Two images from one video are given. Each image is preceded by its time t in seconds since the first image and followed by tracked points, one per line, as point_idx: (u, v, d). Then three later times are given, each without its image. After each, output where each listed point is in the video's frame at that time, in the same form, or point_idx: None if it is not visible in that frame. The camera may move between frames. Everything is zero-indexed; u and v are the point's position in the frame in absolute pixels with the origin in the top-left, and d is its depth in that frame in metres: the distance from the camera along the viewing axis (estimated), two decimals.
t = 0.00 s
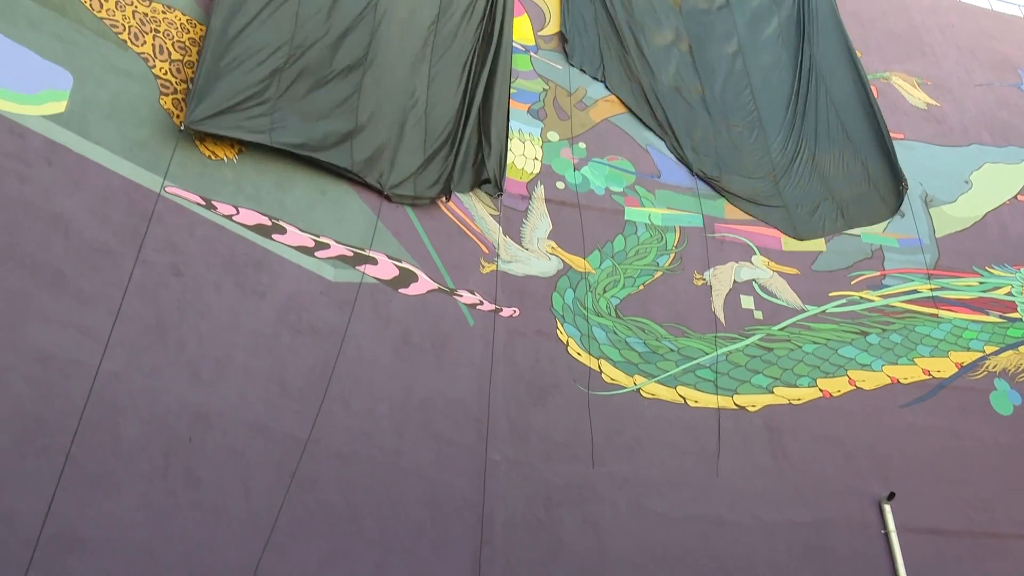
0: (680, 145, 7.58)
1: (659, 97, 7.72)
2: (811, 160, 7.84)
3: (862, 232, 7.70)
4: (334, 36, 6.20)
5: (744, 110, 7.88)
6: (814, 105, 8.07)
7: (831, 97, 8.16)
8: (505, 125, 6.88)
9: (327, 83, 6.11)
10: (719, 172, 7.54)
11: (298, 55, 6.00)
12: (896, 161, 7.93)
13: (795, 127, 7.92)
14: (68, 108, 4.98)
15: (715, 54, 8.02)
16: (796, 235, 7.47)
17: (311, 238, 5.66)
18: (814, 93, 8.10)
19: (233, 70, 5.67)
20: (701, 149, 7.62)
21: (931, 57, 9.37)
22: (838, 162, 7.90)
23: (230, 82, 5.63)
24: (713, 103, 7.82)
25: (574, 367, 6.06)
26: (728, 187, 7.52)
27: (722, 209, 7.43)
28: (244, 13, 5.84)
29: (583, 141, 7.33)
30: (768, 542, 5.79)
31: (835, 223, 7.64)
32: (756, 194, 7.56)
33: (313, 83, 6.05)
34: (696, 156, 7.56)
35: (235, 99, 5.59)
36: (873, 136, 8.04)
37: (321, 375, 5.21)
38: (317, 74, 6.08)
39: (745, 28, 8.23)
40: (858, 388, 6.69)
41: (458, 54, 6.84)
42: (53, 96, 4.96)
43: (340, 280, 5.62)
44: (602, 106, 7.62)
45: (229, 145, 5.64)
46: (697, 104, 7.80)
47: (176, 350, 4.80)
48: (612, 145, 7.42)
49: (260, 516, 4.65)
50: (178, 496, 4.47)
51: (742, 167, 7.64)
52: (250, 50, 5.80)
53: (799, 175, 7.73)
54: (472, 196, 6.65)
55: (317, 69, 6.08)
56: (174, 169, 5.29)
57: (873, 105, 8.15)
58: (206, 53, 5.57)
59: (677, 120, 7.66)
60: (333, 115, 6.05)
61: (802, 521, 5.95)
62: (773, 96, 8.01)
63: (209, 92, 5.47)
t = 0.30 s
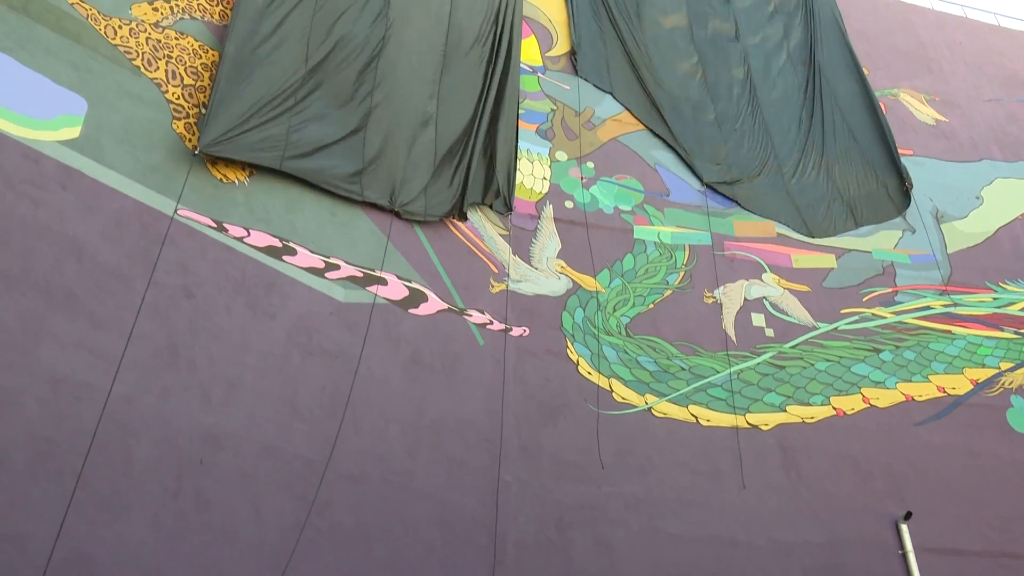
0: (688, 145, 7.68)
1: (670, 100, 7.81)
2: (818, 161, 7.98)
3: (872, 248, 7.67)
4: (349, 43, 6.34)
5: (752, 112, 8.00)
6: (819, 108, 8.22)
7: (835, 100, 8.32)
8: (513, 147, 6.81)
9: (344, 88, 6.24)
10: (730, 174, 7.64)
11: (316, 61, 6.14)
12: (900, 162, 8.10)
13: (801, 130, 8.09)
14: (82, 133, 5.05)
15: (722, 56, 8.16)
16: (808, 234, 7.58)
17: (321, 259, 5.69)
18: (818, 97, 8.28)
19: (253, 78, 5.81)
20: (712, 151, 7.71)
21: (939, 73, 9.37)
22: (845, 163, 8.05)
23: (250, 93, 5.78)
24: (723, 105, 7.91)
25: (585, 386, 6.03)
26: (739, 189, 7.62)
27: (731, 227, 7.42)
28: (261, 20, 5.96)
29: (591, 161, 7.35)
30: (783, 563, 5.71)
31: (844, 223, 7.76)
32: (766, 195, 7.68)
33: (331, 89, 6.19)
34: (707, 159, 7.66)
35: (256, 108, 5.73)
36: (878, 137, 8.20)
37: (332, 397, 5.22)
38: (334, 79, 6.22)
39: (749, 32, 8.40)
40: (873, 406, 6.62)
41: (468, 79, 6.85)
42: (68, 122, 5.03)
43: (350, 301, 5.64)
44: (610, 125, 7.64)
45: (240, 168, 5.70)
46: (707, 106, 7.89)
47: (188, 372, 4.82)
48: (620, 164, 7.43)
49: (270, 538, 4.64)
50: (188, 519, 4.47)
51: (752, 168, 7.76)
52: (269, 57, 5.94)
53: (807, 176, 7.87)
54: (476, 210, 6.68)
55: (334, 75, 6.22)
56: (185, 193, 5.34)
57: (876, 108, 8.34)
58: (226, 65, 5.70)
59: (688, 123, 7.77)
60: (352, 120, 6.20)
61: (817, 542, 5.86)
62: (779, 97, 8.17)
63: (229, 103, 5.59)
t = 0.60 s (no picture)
0: (692, 151, 7.83)
1: (673, 109, 7.98)
2: (824, 164, 8.04)
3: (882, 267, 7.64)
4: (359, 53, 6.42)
5: (756, 117, 8.10)
6: (823, 112, 8.31)
7: (838, 104, 8.40)
8: (520, 174, 6.94)
9: (355, 96, 6.31)
10: (734, 179, 7.78)
11: (326, 68, 6.22)
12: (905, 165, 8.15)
13: (808, 132, 8.12)
14: (95, 159, 5.11)
15: (725, 67, 8.28)
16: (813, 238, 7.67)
17: (331, 282, 5.72)
18: (823, 101, 8.34)
19: (266, 88, 5.86)
20: (716, 157, 7.86)
21: (947, 92, 9.38)
22: (850, 165, 8.10)
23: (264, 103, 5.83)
24: (726, 112, 8.07)
25: (595, 408, 6.01)
26: (743, 193, 7.75)
27: (740, 247, 7.41)
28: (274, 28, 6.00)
29: (599, 183, 7.38)
30: None
31: (850, 226, 7.83)
32: (771, 201, 7.77)
33: (341, 95, 6.25)
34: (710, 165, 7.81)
35: (269, 112, 5.82)
36: (882, 140, 8.26)
37: (341, 421, 5.21)
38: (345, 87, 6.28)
39: (753, 41, 8.49)
40: (886, 427, 6.55)
41: (475, 100, 6.92)
42: (82, 149, 5.09)
43: (360, 323, 5.66)
44: (617, 147, 7.68)
45: (251, 193, 5.75)
46: (710, 113, 8.05)
47: (198, 396, 4.83)
48: (628, 185, 7.45)
49: (280, 564, 4.62)
50: (198, 544, 4.45)
51: (757, 173, 7.87)
52: (281, 65, 6.00)
53: (813, 179, 7.94)
54: (484, 231, 6.71)
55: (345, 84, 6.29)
56: (197, 218, 5.39)
57: (879, 112, 8.41)
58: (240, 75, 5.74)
59: (691, 130, 7.93)
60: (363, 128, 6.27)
61: (834, 565, 5.74)
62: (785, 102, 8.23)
63: (243, 112, 5.67)
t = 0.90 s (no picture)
0: (701, 154, 7.98)
1: (682, 113, 8.15)
2: (827, 167, 8.27)
3: (891, 285, 7.61)
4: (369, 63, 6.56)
5: (761, 122, 8.33)
6: (824, 118, 8.58)
7: (837, 111, 8.69)
8: (527, 194, 6.96)
9: (369, 101, 6.45)
10: (742, 181, 7.93)
11: (344, 71, 6.40)
12: (905, 167, 8.38)
13: (809, 138, 8.39)
14: (106, 182, 5.16)
15: (728, 75, 8.53)
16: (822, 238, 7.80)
17: (339, 302, 5.73)
18: (823, 108, 8.64)
19: (286, 91, 6.03)
20: (724, 160, 8.02)
21: (952, 110, 9.39)
22: (852, 168, 8.33)
23: (280, 113, 5.96)
24: (732, 117, 8.27)
25: (604, 428, 5.97)
26: (752, 195, 7.90)
27: (748, 266, 7.39)
28: (286, 40, 6.14)
29: (606, 202, 7.39)
30: None
31: (855, 227, 7.99)
32: (778, 208, 7.90)
33: (359, 96, 6.41)
34: (719, 167, 7.95)
35: (290, 114, 6.00)
36: (882, 145, 8.53)
37: (348, 442, 5.20)
38: (358, 95, 6.41)
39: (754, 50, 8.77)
40: (898, 447, 6.49)
41: (479, 107, 7.01)
42: (92, 172, 5.13)
43: (368, 343, 5.66)
44: (624, 167, 7.69)
45: (260, 215, 5.77)
46: (717, 118, 8.23)
47: (206, 417, 4.83)
48: (635, 204, 7.47)
49: None
50: (204, 567, 4.43)
51: (763, 176, 8.03)
52: (296, 75, 6.12)
53: (816, 182, 8.16)
54: (491, 250, 6.70)
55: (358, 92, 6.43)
56: (206, 239, 5.41)
57: (878, 117, 8.69)
58: (255, 86, 5.86)
59: (700, 134, 8.10)
60: (378, 132, 6.41)
61: None
62: (785, 109, 8.48)
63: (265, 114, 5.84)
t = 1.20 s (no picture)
0: (706, 158, 8.12)
1: (686, 119, 8.30)
2: (827, 172, 8.44)
3: (898, 302, 7.58)
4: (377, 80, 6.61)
5: (764, 126, 8.46)
6: (824, 123, 8.75)
7: (837, 116, 8.84)
8: (531, 207, 7.06)
9: (382, 102, 6.55)
10: (746, 185, 8.07)
11: (357, 72, 6.50)
12: (905, 170, 8.50)
13: (810, 143, 8.55)
14: (114, 203, 5.19)
15: (731, 81, 8.68)
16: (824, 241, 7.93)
17: (345, 321, 5.74)
18: (823, 114, 8.80)
19: (302, 92, 6.14)
20: (728, 164, 8.17)
21: (956, 127, 9.41)
22: (852, 173, 8.49)
23: (295, 133, 6.05)
24: (735, 122, 8.42)
25: (610, 447, 5.94)
26: (755, 199, 8.04)
27: (753, 283, 7.38)
28: (300, 61, 6.20)
29: (610, 221, 7.41)
30: None
31: (857, 230, 8.11)
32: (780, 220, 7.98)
33: (371, 98, 6.52)
34: (723, 172, 8.11)
35: (305, 114, 6.11)
36: (882, 149, 8.66)
37: (353, 462, 5.18)
38: (370, 96, 6.52)
39: (756, 55, 8.92)
40: (907, 465, 6.44)
41: (484, 115, 7.11)
42: (100, 193, 5.17)
43: (373, 362, 5.66)
44: (628, 185, 7.72)
45: (266, 235, 5.79)
46: (720, 123, 8.38)
47: (211, 437, 4.83)
48: (640, 222, 7.48)
49: None
50: None
51: (766, 182, 8.15)
52: (311, 76, 6.23)
53: (817, 187, 8.30)
54: (496, 268, 6.74)
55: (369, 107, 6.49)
56: (212, 259, 5.43)
57: (878, 121, 8.83)
58: (269, 109, 5.93)
59: (704, 139, 8.24)
60: (389, 133, 6.50)
61: None
62: (787, 113, 8.62)
63: (281, 117, 5.97)
